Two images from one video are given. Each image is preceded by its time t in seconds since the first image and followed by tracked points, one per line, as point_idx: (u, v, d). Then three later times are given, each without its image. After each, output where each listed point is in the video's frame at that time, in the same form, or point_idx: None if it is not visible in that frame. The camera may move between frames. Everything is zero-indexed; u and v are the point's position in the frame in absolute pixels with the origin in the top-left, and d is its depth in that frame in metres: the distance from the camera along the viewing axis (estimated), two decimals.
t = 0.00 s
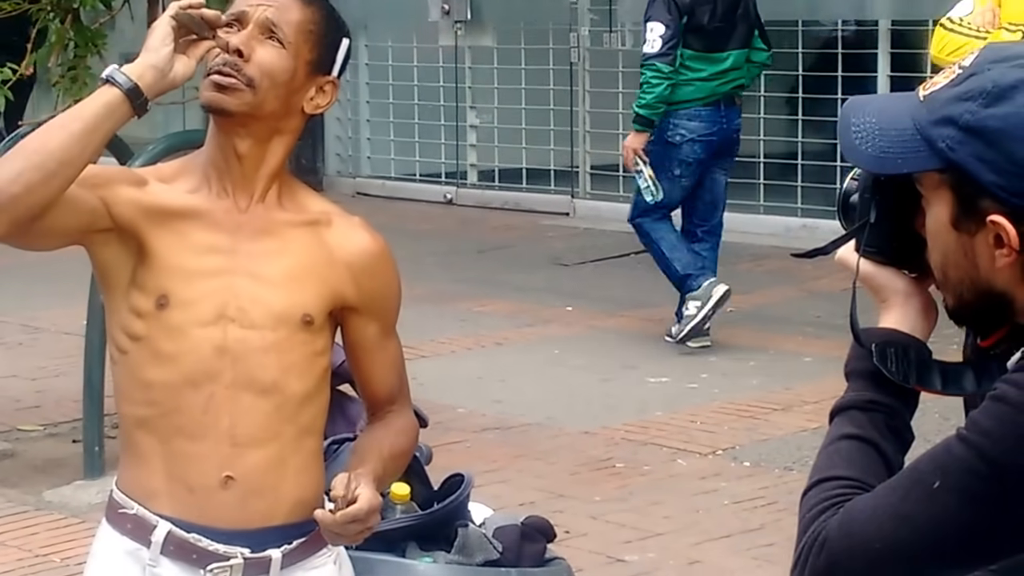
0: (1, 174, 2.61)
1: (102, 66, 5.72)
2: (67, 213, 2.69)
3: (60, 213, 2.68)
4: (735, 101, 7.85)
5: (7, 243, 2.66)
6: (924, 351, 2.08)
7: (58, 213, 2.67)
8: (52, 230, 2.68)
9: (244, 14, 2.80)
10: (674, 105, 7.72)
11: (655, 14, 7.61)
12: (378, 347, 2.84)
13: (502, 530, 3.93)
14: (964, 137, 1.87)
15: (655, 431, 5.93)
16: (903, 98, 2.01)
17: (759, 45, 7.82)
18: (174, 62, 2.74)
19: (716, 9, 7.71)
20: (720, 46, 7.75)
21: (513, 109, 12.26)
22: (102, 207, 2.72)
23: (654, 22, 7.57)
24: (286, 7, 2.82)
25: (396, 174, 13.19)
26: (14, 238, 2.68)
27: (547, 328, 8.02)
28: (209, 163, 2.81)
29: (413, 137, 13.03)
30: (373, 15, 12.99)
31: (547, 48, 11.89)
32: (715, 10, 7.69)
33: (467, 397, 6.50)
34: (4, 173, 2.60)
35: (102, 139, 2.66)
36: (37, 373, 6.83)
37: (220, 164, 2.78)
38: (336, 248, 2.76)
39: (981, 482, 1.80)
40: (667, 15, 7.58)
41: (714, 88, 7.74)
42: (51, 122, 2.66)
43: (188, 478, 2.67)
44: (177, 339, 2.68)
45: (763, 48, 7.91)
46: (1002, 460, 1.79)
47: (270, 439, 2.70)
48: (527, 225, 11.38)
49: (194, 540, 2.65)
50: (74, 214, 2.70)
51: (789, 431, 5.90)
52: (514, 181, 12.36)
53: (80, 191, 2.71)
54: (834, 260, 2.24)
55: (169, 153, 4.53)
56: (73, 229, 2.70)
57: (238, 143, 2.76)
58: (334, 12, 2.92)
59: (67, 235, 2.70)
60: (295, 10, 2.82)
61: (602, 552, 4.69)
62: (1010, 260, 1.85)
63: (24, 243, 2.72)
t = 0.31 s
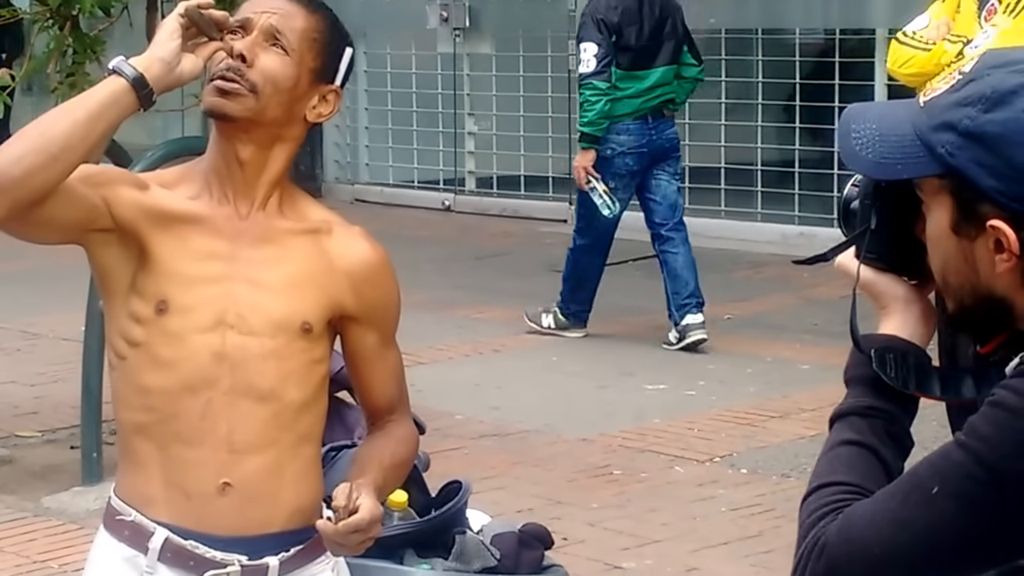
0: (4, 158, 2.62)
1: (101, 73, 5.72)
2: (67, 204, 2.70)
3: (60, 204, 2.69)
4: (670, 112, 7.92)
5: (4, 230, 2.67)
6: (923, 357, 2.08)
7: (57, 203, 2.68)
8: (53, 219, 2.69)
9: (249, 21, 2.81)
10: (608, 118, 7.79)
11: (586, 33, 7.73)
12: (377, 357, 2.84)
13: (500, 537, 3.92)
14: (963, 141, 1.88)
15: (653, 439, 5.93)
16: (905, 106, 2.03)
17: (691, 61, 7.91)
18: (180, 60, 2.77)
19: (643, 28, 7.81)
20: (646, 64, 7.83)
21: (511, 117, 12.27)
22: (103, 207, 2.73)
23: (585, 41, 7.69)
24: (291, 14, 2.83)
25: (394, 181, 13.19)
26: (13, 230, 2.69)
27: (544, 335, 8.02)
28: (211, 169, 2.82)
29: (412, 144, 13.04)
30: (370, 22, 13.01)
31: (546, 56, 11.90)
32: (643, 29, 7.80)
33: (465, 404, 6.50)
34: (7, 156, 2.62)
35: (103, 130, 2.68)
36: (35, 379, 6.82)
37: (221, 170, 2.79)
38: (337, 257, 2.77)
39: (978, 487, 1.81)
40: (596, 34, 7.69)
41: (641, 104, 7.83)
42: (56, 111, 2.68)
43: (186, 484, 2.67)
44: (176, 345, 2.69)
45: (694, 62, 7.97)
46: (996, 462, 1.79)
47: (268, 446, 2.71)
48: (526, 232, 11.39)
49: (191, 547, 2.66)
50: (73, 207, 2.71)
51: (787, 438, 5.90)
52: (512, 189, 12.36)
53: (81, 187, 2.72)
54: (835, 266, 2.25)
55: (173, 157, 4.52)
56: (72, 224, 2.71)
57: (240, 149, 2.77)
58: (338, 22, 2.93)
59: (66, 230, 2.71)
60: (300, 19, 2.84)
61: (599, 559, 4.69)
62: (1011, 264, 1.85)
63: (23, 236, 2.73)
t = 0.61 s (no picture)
0: (8, 143, 2.64)
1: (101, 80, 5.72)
2: (69, 197, 2.70)
3: (62, 196, 2.69)
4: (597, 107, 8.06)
5: (3, 216, 2.67)
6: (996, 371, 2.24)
7: (59, 193, 2.68)
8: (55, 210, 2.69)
9: (255, 26, 2.82)
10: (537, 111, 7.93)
11: (513, 24, 7.85)
12: (377, 366, 2.85)
13: (498, 543, 3.93)
14: None
15: (649, 445, 5.93)
16: (973, 63, 2.11)
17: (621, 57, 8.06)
18: (189, 56, 2.78)
19: (574, 23, 7.93)
20: (577, 57, 7.95)
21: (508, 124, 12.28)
22: (106, 205, 2.74)
23: (510, 31, 7.82)
24: (298, 21, 2.84)
25: (392, 188, 13.21)
26: (14, 218, 2.69)
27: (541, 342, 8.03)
28: (213, 175, 2.83)
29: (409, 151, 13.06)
30: (369, 30, 12.99)
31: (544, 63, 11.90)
32: (571, 25, 7.92)
33: (463, 410, 6.50)
34: (12, 141, 2.64)
35: (109, 122, 2.70)
36: (34, 385, 6.82)
37: (223, 175, 2.80)
38: (337, 265, 2.78)
39: None
40: (522, 27, 7.82)
41: (574, 94, 7.95)
42: (62, 100, 2.70)
43: (183, 490, 2.68)
44: (175, 350, 2.69)
45: (629, 59, 8.15)
46: None
47: (266, 452, 2.71)
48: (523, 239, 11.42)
49: (189, 553, 2.66)
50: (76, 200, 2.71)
51: (783, 445, 5.92)
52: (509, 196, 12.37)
53: (84, 184, 2.72)
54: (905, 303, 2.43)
55: (177, 161, 4.53)
56: (74, 220, 2.72)
57: (244, 154, 2.78)
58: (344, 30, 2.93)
59: (68, 224, 2.72)
60: (306, 25, 2.84)
61: (597, 565, 4.70)
62: None
63: (23, 228, 2.73)
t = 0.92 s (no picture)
0: (17, 135, 2.72)
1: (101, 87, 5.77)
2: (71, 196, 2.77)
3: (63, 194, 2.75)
4: (534, 124, 8.41)
5: (11, 208, 2.75)
6: None
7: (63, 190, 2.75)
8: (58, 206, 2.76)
9: (259, 36, 2.85)
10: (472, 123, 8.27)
11: (452, 43, 8.22)
12: (372, 375, 2.90)
13: (492, 547, 3.96)
14: None
15: (641, 450, 5.97)
16: None
17: (559, 77, 8.40)
18: (197, 59, 2.81)
19: (512, 42, 8.26)
20: (515, 75, 8.29)
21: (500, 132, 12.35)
22: (109, 205, 2.81)
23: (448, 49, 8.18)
24: (302, 30, 2.88)
25: (387, 196, 13.27)
26: (18, 210, 2.76)
27: (533, 348, 8.07)
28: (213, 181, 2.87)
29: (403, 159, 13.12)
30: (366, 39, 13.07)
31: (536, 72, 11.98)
32: (509, 44, 8.24)
33: (457, 415, 6.54)
34: (20, 134, 2.72)
35: (107, 124, 2.74)
36: (32, 391, 6.85)
37: (223, 182, 2.84)
38: (333, 274, 2.82)
39: None
40: (459, 45, 8.17)
41: (510, 109, 8.29)
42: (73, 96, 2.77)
43: (180, 493, 2.72)
44: (173, 353, 2.74)
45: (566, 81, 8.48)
46: None
47: (261, 457, 2.75)
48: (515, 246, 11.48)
49: (185, 558, 2.71)
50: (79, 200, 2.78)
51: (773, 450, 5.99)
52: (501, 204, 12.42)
53: (91, 184, 2.79)
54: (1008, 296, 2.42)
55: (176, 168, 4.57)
56: (76, 219, 2.78)
57: (247, 161, 2.81)
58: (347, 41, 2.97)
59: (71, 222, 2.78)
60: (309, 35, 2.88)
61: (589, 568, 4.73)
62: None
63: (28, 223, 2.80)
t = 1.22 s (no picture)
0: (19, 135, 2.81)
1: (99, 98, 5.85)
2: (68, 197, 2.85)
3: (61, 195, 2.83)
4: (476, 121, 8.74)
5: (10, 206, 2.83)
6: None
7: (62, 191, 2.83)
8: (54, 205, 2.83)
9: (256, 48, 2.95)
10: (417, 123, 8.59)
11: (399, 48, 8.52)
12: (364, 380, 2.98)
13: (480, 547, 4.05)
14: None
15: (626, 452, 6.06)
16: None
17: (499, 73, 8.76)
18: (196, 65, 2.89)
19: (452, 44, 8.61)
20: (457, 74, 8.64)
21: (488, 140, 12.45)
22: (107, 212, 2.89)
23: (398, 54, 8.48)
24: (294, 42, 2.98)
25: (377, 204, 13.36)
26: (17, 210, 2.84)
27: (523, 351, 8.16)
28: (211, 192, 2.97)
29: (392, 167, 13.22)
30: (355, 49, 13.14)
31: (523, 83, 12.07)
32: (450, 45, 8.59)
33: (446, 418, 6.63)
34: (22, 133, 2.81)
35: (105, 128, 2.83)
36: (30, 395, 6.93)
37: (219, 190, 2.94)
38: (326, 282, 2.90)
39: None
40: (408, 48, 8.49)
41: (451, 109, 8.63)
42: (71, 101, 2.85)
43: (175, 494, 2.81)
44: (169, 356, 2.83)
45: (504, 77, 8.83)
46: None
47: (254, 459, 2.84)
48: (503, 252, 11.57)
49: (180, 559, 2.79)
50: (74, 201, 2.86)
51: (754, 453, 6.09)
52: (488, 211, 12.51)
53: (89, 189, 2.88)
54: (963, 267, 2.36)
55: (174, 177, 4.65)
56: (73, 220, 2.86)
57: (241, 170, 2.92)
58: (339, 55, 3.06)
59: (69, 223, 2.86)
60: (301, 48, 2.97)
61: (576, 568, 4.82)
62: None
63: (28, 225, 2.88)
